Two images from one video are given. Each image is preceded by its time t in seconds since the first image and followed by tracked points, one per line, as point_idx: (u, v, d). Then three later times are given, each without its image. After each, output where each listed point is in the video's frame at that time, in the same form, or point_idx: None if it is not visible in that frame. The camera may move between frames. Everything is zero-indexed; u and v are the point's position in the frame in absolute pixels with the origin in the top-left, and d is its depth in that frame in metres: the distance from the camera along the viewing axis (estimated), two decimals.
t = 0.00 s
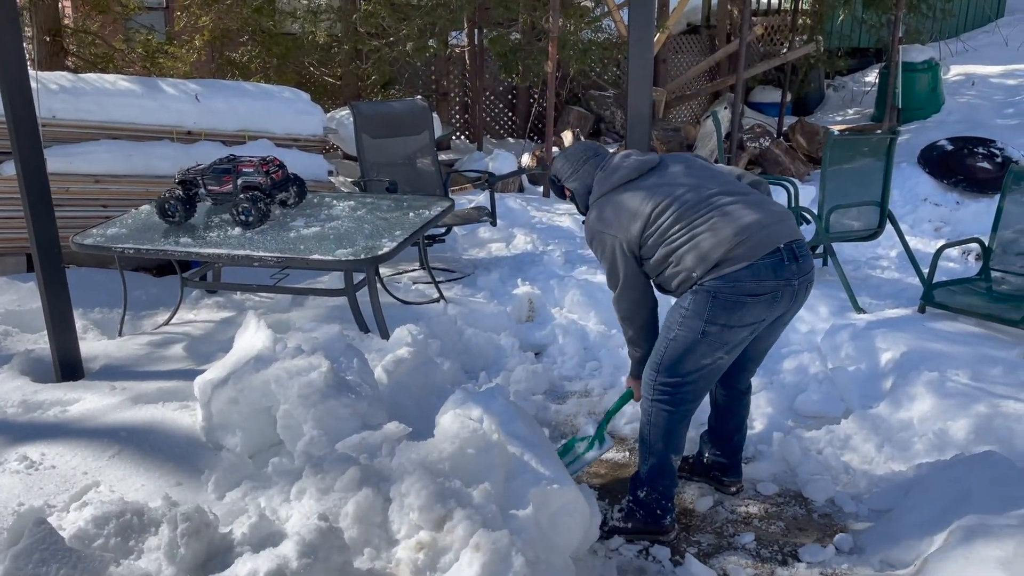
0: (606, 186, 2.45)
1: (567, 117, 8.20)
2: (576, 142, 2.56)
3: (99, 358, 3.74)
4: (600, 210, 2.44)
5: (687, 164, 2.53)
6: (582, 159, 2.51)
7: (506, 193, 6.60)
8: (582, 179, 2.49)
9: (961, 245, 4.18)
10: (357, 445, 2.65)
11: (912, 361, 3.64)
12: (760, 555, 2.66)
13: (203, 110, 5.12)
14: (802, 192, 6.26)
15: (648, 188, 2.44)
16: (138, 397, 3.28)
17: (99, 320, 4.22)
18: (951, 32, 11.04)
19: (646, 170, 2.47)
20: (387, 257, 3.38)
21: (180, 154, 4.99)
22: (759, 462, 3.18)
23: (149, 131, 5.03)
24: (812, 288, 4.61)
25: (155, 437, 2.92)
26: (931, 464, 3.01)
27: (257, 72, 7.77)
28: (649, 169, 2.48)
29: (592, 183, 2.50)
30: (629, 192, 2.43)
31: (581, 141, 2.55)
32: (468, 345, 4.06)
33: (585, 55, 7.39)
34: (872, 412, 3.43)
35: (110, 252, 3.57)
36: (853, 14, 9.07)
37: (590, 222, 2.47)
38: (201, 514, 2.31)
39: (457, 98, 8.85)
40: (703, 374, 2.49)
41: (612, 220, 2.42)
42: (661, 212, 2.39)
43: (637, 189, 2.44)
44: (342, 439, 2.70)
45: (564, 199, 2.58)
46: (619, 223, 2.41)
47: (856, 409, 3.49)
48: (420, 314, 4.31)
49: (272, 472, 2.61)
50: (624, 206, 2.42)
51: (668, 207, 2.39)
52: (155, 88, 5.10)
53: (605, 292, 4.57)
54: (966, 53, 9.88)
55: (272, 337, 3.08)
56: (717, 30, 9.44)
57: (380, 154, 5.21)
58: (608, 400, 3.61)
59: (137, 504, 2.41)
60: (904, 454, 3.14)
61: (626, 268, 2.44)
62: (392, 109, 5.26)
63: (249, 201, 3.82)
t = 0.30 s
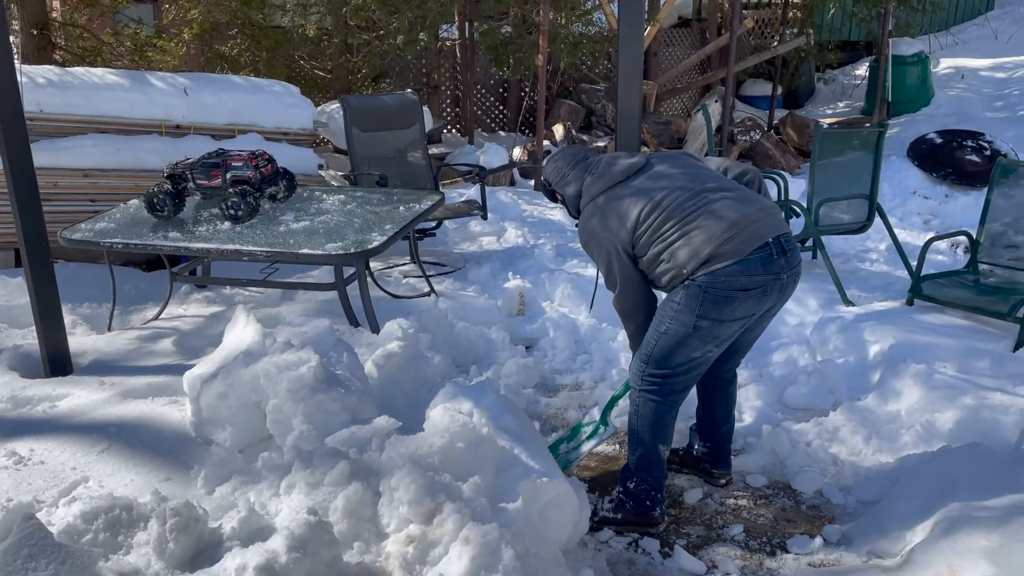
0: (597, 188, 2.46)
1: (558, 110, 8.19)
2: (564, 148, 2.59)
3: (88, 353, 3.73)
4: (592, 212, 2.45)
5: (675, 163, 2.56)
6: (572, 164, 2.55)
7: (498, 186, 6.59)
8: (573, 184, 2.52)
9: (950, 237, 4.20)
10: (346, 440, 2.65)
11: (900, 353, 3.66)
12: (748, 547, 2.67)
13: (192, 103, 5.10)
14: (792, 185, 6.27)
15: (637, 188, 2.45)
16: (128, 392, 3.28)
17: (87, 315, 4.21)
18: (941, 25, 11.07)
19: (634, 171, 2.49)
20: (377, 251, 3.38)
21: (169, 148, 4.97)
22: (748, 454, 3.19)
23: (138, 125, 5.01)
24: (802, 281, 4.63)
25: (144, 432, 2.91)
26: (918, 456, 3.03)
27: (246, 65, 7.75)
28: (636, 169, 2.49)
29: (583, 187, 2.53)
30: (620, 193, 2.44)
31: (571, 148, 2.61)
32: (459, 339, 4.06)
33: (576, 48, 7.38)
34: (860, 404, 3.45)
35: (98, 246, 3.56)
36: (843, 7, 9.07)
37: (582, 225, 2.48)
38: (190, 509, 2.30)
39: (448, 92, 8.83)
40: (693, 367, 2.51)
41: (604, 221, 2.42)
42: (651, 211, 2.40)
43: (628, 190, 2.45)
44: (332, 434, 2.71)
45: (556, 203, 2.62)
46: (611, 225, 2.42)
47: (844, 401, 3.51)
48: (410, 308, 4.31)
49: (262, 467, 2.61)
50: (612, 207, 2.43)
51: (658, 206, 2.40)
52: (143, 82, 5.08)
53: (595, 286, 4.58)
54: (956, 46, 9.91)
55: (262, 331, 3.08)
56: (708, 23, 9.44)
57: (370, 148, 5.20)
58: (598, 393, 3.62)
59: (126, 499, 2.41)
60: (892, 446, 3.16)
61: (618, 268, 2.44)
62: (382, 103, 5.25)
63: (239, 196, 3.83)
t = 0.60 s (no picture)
0: (574, 216, 2.47)
1: (551, 107, 8.20)
2: (544, 178, 2.58)
3: (80, 350, 3.72)
4: (569, 239, 2.46)
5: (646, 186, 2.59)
6: (554, 190, 2.53)
7: (490, 183, 6.59)
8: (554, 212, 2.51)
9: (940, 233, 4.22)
10: (338, 436, 2.66)
11: (890, 350, 3.68)
12: (740, 542, 2.69)
13: (184, 100, 5.08)
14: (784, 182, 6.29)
15: (612, 210, 2.47)
16: (120, 389, 3.27)
17: (79, 313, 4.20)
18: (933, 22, 11.12)
19: (610, 197, 2.50)
20: (369, 248, 3.38)
21: (160, 145, 4.96)
22: (740, 450, 3.20)
23: (129, 121, 4.99)
24: (794, 277, 4.64)
25: (136, 429, 2.91)
26: (909, 451, 3.05)
27: (239, 62, 7.73)
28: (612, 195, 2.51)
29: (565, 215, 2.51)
30: (597, 218, 2.45)
31: (552, 175, 2.59)
32: (452, 336, 4.06)
33: (569, 45, 7.38)
34: (851, 399, 3.47)
35: (90, 243, 3.55)
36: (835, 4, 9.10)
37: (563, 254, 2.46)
38: (182, 506, 2.30)
39: (441, 89, 8.81)
40: (671, 365, 2.52)
41: (581, 247, 2.42)
42: (626, 229, 2.41)
43: (603, 214, 2.46)
44: (324, 431, 2.71)
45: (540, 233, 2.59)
46: (590, 248, 2.41)
47: (835, 397, 3.52)
48: (403, 305, 4.31)
49: (254, 464, 2.61)
50: (591, 231, 2.43)
51: (633, 223, 2.41)
52: (134, 79, 5.06)
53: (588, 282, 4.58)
54: (947, 43, 9.95)
55: (254, 328, 3.08)
56: (700, 20, 9.45)
57: (362, 144, 5.19)
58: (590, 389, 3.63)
59: (118, 496, 2.41)
60: (882, 441, 3.18)
61: (599, 290, 2.42)
62: (374, 100, 5.24)
63: (231, 193, 3.84)
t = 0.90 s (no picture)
0: (562, 204, 2.50)
1: (547, 108, 8.21)
2: (536, 162, 2.63)
3: (76, 351, 3.72)
4: (556, 227, 2.49)
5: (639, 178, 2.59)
6: (544, 175, 2.59)
7: (486, 184, 6.60)
8: (543, 197, 2.56)
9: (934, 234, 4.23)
10: (334, 437, 2.66)
11: (885, 350, 3.69)
12: (735, 541, 2.70)
13: (179, 101, 5.08)
14: (779, 183, 6.31)
15: (603, 201, 2.48)
16: (116, 390, 3.27)
17: (75, 314, 4.19)
18: (927, 23, 11.17)
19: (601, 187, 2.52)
20: (365, 249, 3.38)
21: (156, 145, 4.95)
22: (735, 450, 3.21)
23: (126, 122, 4.98)
24: (788, 277, 4.66)
25: (132, 430, 2.91)
26: (903, 450, 3.06)
27: (234, 63, 7.72)
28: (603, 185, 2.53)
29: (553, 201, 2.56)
30: (585, 209, 2.48)
31: (544, 159, 2.64)
32: (448, 336, 4.06)
33: (564, 46, 7.39)
34: (846, 400, 3.48)
35: (85, 244, 3.55)
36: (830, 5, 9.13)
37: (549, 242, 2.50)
38: (177, 506, 2.30)
39: (437, 90, 8.79)
40: (653, 368, 2.53)
41: (567, 236, 2.46)
42: (612, 222, 2.42)
43: (592, 204, 2.48)
44: (320, 431, 2.71)
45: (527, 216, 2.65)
46: (575, 238, 2.45)
47: (830, 397, 3.54)
48: (399, 306, 4.31)
49: (250, 464, 2.62)
50: (579, 221, 2.46)
51: (620, 217, 2.42)
52: (130, 80, 5.06)
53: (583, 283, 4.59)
54: (942, 45, 9.99)
55: (250, 329, 3.08)
56: (696, 21, 9.47)
57: (358, 145, 5.19)
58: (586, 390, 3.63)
59: (114, 497, 2.41)
60: (876, 441, 3.19)
61: (584, 281, 2.45)
62: (370, 101, 5.24)
63: (227, 193, 3.84)
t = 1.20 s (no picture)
0: (566, 165, 2.45)
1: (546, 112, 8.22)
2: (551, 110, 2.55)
3: (74, 355, 3.71)
4: (553, 188, 2.45)
5: (650, 160, 2.53)
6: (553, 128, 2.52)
7: (485, 187, 6.60)
8: (547, 151, 2.51)
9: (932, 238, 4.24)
10: (332, 440, 2.66)
11: (883, 354, 3.70)
12: (734, 545, 2.70)
13: (178, 104, 5.08)
14: (777, 187, 6.32)
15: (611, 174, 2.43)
16: (115, 393, 3.27)
17: (73, 317, 4.19)
18: (924, 28, 11.21)
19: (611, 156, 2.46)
20: (364, 252, 3.38)
21: (155, 148, 4.95)
22: (734, 453, 3.22)
23: (124, 125, 4.98)
24: (786, 281, 4.67)
25: (131, 433, 2.91)
26: (902, 454, 3.06)
27: (233, 67, 7.73)
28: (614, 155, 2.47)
29: (554, 156, 2.51)
30: (588, 179, 2.42)
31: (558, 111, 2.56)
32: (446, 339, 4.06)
33: (563, 50, 7.40)
34: (845, 403, 3.49)
35: (84, 247, 3.55)
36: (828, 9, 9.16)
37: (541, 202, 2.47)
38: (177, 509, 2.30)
39: (436, 93, 8.79)
40: (637, 374, 2.56)
41: (564, 203, 2.43)
42: (612, 205, 2.38)
43: (596, 174, 2.43)
44: (319, 434, 2.71)
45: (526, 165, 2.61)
46: (570, 207, 2.42)
47: (829, 401, 3.54)
48: (398, 309, 4.31)
49: (249, 468, 2.62)
50: (580, 189, 2.42)
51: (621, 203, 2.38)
52: (129, 83, 5.06)
53: (581, 286, 4.59)
54: (939, 50, 10.03)
55: (249, 332, 3.08)
56: (693, 26, 9.50)
57: (356, 149, 5.20)
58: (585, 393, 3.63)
59: (113, 500, 2.41)
60: (875, 445, 3.20)
61: (569, 251, 2.43)
62: (368, 105, 5.26)
63: (226, 197, 3.85)
